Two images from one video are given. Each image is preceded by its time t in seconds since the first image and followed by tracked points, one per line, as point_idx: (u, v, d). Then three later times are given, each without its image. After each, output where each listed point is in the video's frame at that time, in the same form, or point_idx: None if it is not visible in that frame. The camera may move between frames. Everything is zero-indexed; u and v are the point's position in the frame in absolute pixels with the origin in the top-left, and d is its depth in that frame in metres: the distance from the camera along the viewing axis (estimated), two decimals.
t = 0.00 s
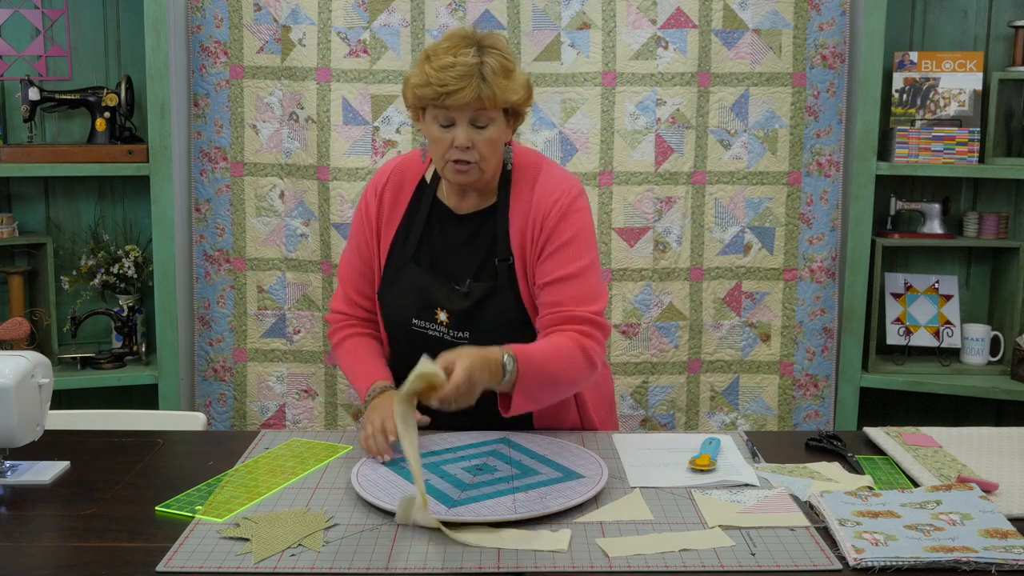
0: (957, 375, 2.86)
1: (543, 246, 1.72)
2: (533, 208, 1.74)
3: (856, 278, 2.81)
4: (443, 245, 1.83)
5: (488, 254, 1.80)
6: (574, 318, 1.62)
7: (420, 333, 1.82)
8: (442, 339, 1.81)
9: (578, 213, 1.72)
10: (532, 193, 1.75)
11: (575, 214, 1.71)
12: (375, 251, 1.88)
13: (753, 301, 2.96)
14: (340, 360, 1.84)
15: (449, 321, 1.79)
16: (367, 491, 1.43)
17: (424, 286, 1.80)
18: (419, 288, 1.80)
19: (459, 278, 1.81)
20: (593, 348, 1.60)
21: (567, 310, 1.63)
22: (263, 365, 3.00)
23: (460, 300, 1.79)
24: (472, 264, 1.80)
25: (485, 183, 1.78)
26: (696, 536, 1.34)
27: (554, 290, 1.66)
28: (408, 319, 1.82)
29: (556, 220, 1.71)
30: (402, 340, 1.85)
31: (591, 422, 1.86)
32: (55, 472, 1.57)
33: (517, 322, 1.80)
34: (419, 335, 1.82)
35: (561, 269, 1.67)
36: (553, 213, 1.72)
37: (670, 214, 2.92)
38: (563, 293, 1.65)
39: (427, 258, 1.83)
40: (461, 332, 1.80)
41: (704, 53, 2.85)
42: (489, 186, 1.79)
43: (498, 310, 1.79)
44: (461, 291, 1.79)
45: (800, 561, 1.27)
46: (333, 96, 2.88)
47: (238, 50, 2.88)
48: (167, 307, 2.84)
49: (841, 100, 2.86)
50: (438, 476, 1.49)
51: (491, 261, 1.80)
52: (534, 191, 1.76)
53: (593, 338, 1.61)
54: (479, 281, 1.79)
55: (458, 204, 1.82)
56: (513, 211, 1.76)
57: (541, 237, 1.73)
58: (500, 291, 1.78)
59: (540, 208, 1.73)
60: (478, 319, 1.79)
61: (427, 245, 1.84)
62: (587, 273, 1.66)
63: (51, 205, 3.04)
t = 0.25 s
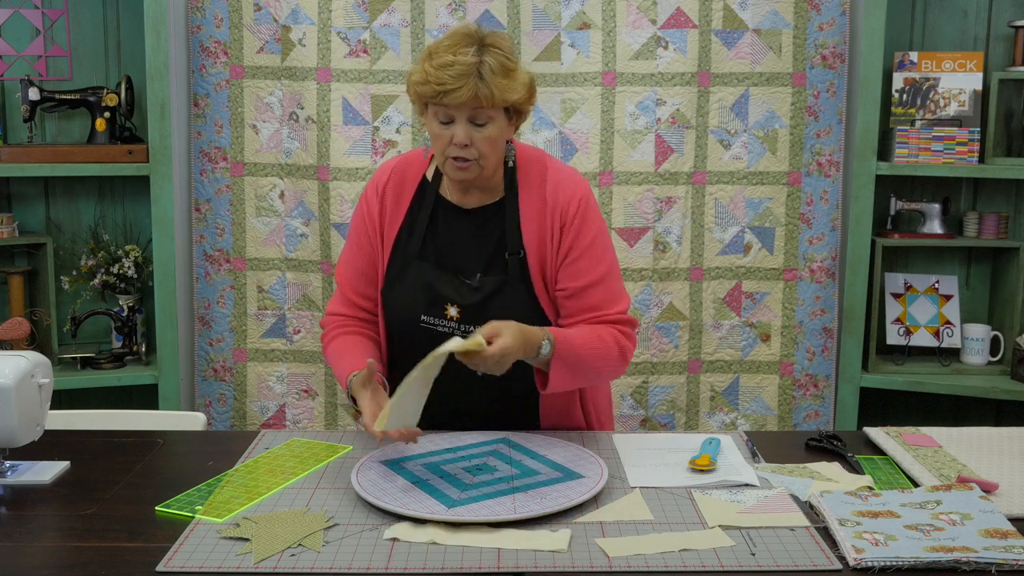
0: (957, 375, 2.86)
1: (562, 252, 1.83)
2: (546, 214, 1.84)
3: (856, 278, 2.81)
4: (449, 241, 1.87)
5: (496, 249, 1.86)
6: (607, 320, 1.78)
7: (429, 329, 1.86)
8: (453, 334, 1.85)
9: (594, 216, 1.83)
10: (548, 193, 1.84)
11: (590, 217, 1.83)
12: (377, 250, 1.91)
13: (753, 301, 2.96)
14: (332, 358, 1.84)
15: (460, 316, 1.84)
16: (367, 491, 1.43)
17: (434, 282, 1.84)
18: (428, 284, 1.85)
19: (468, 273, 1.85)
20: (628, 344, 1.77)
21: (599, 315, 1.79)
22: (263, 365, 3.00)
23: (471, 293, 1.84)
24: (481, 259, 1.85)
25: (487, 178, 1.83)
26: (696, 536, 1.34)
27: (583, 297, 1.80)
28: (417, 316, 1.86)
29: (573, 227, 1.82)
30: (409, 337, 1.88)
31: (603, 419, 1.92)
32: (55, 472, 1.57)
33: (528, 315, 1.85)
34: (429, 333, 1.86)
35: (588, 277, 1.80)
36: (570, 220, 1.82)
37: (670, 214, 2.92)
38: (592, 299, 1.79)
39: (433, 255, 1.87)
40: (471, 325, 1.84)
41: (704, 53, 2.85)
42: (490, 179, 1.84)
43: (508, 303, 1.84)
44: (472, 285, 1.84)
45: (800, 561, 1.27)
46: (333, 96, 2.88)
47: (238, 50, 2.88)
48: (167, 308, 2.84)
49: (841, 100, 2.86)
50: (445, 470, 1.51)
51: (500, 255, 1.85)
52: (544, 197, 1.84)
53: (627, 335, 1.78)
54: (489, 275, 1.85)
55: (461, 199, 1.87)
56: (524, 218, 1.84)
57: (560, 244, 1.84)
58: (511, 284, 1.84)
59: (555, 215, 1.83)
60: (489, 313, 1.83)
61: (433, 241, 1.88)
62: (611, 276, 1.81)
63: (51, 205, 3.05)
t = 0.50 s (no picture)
0: (957, 375, 2.86)
1: (579, 249, 1.93)
2: (563, 212, 1.91)
3: (856, 279, 2.81)
4: (456, 239, 1.89)
5: (504, 244, 1.89)
6: (625, 310, 1.92)
7: (439, 327, 1.87)
8: (464, 331, 1.87)
9: (606, 211, 1.95)
10: (565, 190, 1.92)
11: (602, 214, 1.94)
12: (382, 252, 1.91)
13: (753, 301, 2.96)
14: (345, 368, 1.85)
15: (470, 312, 1.85)
16: (367, 491, 1.43)
17: (443, 279, 1.85)
18: (437, 282, 1.85)
19: (477, 269, 1.87)
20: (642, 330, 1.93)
21: (618, 306, 1.92)
22: (263, 365, 3.00)
23: (481, 289, 1.86)
24: (489, 255, 1.88)
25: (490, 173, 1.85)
26: (696, 536, 1.34)
27: (601, 291, 1.93)
28: (426, 314, 1.86)
29: (589, 224, 1.93)
30: (418, 336, 1.89)
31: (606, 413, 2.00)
32: (55, 472, 1.57)
33: (539, 309, 1.88)
34: (438, 330, 1.87)
35: (607, 271, 1.92)
36: (586, 218, 1.93)
37: (670, 214, 2.92)
38: (611, 292, 1.92)
39: (440, 253, 1.89)
40: (481, 320, 1.86)
41: (704, 53, 2.85)
42: (494, 176, 1.87)
43: (518, 298, 1.87)
44: (482, 280, 1.86)
45: (800, 561, 1.26)
46: (333, 96, 2.88)
47: (238, 50, 2.88)
48: (167, 308, 2.84)
49: (841, 100, 2.86)
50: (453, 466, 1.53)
51: (508, 251, 1.89)
52: (558, 195, 1.91)
53: (642, 322, 1.93)
54: (498, 271, 1.87)
55: (466, 196, 1.89)
56: (542, 217, 1.90)
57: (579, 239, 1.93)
58: (521, 278, 1.88)
59: (571, 214, 1.92)
60: (499, 307, 1.86)
61: (439, 240, 1.90)
62: (624, 268, 1.94)
63: (51, 204, 3.04)
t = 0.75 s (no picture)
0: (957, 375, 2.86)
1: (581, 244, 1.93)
2: (566, 206, 1.92)
3: (856, 279, 2.81)
4: (461, 234, 1.89)
5: (510, 239, 1.89)
6: (625, 306, 1.93)
7: (447, 322, 1.87)
8: (472, 325, 1.87)
9: (608, 207, 1.95)
10: (569, 186, 1.92)
11: (605, 209, 1.95)
12: (387, 250, 1.91)
13: (753, 301, 2.96)
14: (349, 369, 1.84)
15: (478, 306, 1.86)
16: (367, 492, 1.43)
17: (451, 274, 1.86)
18: (445, 277, 1.86)
19: (484, 263, 1.87)
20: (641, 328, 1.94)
21: (618, 302, 1.93)
22: (263, 365, 3.00)
23: (488, 283, 1.86)
24: (494, 250, 1.88)
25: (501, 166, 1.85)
26: (696, 536, 1.33)
27: (602, 287, 1.94)
28: (434, 309, 1.87)
29: (591, 219, 1.93)
30: (424, 333, 1.89)
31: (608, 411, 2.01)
32: (55, 472, 1.57)
33: (544, 304, 1.88)
34: (445, 326, 1.87)
35: (607, 268, 1.93)
36: (588, 213, 1.93)
37: (670, 214, 2.92)
38: (611, 287, 1.93)
39: (447, 248, 1.89)
40: (489, 315, 1.86)
41: (704, 53, 2.85)
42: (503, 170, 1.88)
43: (526, 292, 1.87)
44: (488, 275, 1.86)
45: (800, 561, 1.26)
46: (333, 96, 2.88)
47: (238, 50, 2.88)
48: (167, 307, 2.84)
49: (841, 100, 2.86)
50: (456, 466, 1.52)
51: (515, 245, 1.89)
52: (562, 189, 1.92)
53: (640, 320, 1.94)
54: (505, 265, 1.87)
55: (471, 190, 1.89)
56: (545, 210, 1.90)
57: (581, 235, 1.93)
58: (528, 272, 1.88)
59: (575, 208, 1.92)
60: (506, 302, 1.86)
61: (444, 235, 1.89)
62: (625, 265, 1.94)
63: (51, 204, 3.04)
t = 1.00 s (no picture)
0: (958, 375, 2.86)
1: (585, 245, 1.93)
2: (571, 207, 1.92)
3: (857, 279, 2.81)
4: (466, 233, 1.90)
5: (516, 238, 1.90)
6: (626, 310, 1.93)
7: (450, 320, 1.87)
8: (475, 323, 1.86)
9: (613, 210, 1.94)
10: (574, 187, 1.92)
11: (610, 212, 1.94)
12: (393, 245, 1.91)
13: (753, 301, 2.96)
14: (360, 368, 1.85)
15: (481, 304, 1.86)
16: (367, 492, 1.43)
17: (455, 271, 1.86)
18: (449, 273, 1.86)
19: (489, 261, 1.88)
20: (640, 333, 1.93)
21: (619, 305, 1.93)
22: (263, 365, 3.00)
23: (492, 281, 1.86)
24: (500, 249, 1.89)
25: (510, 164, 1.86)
26: (696, 536, 1.33)
27: (604, 289, 1.94)
28: (437, 306, 1.87)
29: (596, 220, 1.93)
30: (427, 330, 1.88)
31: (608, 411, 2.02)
32: (55, 472, 1.57)
33: (547, 303, 1.88)
34: (447, 323, 1.87)
35: (609, 270, 1.93)
36: (593, 215, 1.93)
37: (670, 214, 2.92)
38: (613, 290, 1.93)
39: (452, 246, 1.89)
40: (492, 313, 1.86)
41: (704, 53, 2.85)
42: (512, 169, 1.89)
43: (529, 291, 1.87)
44: (493, 273, 1.86)
45: (800, 561, 1.26)
46: (333, 96, 2.88)
47: (238, 50, 2.88)
48: (167, 307, 2.84)
49: (841, 100, 2.86)
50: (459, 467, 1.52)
51: (520, 244, 1.89)
52: (567, 189, 1.92)
53: (642, 324, 1.93)
54: (509, 264, 1.88)
55: (479, 189, 1.90)
56: (550, 210, 1.91)
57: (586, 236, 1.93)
58: (532, 272, 1.88)
59: (579, 209, 1.92)
60: (509, 300, 1.86)
61: (450, 233, 1.90)
62: (628, 268, 1.94)
63: (51, 204, 3.04)
